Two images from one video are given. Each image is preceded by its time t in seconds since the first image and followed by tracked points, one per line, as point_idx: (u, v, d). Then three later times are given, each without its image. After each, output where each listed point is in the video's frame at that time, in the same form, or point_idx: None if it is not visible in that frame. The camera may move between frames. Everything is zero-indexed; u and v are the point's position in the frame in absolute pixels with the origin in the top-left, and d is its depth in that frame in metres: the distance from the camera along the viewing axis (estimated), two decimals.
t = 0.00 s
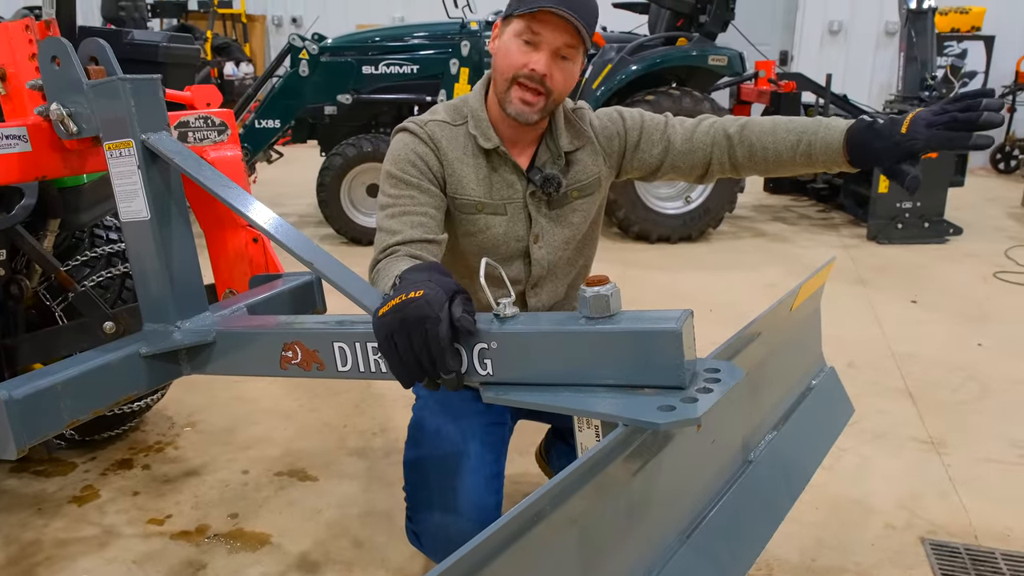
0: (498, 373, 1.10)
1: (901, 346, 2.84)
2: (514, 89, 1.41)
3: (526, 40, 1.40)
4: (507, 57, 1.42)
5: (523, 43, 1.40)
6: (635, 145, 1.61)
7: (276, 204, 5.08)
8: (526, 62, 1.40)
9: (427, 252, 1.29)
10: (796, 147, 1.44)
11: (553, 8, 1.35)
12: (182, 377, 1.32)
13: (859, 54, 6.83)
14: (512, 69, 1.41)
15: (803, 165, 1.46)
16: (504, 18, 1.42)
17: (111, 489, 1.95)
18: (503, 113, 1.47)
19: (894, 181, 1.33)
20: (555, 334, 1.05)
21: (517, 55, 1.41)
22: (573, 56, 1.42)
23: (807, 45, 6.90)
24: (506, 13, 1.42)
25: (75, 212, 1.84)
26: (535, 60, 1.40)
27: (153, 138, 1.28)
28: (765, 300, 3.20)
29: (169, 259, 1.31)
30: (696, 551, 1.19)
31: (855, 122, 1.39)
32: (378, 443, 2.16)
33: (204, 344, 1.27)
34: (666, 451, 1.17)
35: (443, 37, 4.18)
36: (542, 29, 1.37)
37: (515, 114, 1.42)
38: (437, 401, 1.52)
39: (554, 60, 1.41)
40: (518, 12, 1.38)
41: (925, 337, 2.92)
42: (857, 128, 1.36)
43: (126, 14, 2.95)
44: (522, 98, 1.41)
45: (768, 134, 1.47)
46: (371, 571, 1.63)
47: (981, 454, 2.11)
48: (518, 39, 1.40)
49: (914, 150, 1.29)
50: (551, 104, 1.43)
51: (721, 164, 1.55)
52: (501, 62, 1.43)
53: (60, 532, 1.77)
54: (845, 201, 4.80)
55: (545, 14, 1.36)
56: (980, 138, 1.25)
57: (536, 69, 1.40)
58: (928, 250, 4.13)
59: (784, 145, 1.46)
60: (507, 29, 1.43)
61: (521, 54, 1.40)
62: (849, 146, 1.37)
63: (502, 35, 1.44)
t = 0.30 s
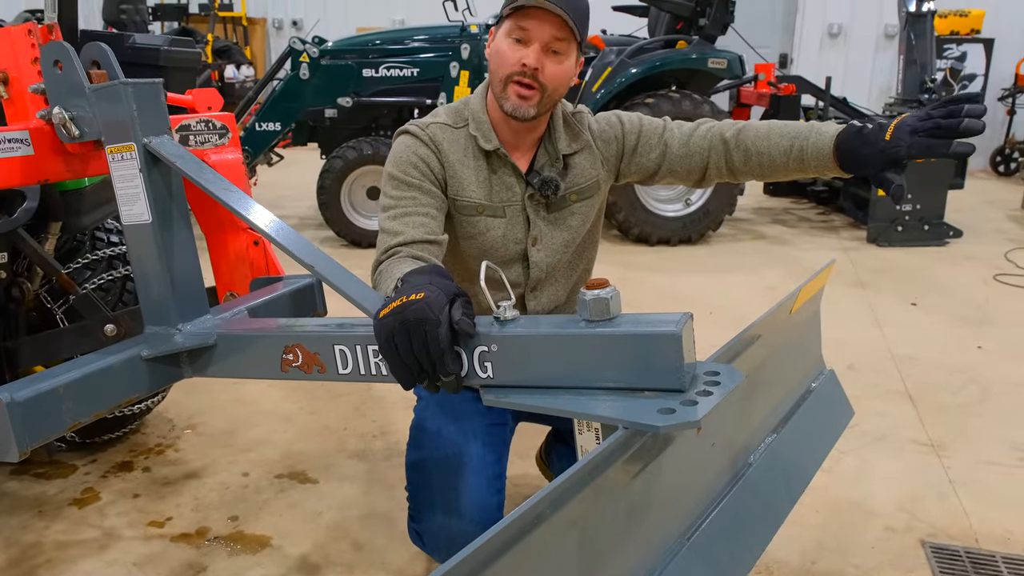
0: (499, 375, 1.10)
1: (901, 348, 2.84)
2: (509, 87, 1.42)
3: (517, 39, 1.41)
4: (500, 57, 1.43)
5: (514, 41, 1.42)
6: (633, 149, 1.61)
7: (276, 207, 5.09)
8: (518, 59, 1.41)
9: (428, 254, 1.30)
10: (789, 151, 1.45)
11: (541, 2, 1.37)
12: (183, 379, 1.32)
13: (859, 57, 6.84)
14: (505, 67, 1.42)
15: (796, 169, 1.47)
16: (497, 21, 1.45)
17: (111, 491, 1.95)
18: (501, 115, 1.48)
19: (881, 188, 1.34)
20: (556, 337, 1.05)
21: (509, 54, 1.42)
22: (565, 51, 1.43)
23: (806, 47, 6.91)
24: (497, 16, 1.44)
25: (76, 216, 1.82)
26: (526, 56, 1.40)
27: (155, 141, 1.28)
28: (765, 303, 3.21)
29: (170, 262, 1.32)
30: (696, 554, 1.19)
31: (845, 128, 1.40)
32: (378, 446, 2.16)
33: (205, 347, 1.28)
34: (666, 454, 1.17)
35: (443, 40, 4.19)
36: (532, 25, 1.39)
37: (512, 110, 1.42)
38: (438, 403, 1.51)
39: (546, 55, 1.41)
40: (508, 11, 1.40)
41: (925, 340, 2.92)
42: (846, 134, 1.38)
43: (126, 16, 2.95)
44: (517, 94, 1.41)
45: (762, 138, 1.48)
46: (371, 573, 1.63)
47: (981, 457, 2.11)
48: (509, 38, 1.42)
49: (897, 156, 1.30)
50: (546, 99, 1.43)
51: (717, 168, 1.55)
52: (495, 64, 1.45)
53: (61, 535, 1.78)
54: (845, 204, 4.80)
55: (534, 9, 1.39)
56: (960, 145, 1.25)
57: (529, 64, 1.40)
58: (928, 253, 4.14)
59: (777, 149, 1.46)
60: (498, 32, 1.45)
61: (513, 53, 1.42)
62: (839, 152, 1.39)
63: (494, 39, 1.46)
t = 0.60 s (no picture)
0: (499, 379, 1.10)
1: (901, 351, 2.84)
2: (514, 98, 1.42)
3: (521, 51, 1.40)
4: (504, 70, 1.42)
5: (518, 53, 1.40)
6: (630, 152, 1.62)
7: (277, 210, 5.09)
8: (523, 73, 1.40)
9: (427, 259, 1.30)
10: (779, 154, 1.46)
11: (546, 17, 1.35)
12: (183, 382, 1.32)
13: (858, 61, 6.85)
14: (510, 80, 1.42)
15: (785, 171, 1.47)
16: (496, 28, 1.42)
17: (112, 494, 1.95)
18: (503, 122, 1.48)
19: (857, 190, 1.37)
20: (556, 341, 1.05)
21: (512, 66, 1.41)
22: (568, 60, 1.43)
23: (806, 51, 6.92)
24: (497, 23, 1.42)
25: (78, 219, 1.82)
26: (530, 69, 1.40)
27: (156, 145, 1.28)
28: (765, 306, 3.21)
29: (170, 265, 1.32)
30: (695, 558, 1.19)
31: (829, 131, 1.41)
32: (378, 449, 2.17)
33: (205, 350, 1.28)
34: (666, 457, 1.17)
35: (443, 44, 4.22)
36: (536, 38, 1.38)
37: (518, 122, 1.43)
38: (437, 406, 1.52)
39: (551, 67, 1.41)
40: (512, 24, 1.38)
41: (925, 343, 2.92)
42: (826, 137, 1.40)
43: (127, 19, 2.95)
44: (522, 106, 1.42)
45: (754, 140, 1.48)
46: None
47: (981, 460, 2.11)
48: (513, 50, 1.40)
49: (870, 160, 1.32)
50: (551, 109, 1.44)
51: (713, 170, 1.56)
52: (497, 73, 1.44)
53: (61, 538, 1.78)
54: (844, 207, 4.81)
55: (538, 23, 1.37)
56: (927, 150, 1.26)
57: (533, 77, 1.40)
58: (928, 256, 4.14)
59: (767, 152, 1.47)
60: (499, 40, 1.43)
61: (517, 65, 1.41)
62: (822, 154, 1.40)
63: (495, 46, 1.45)
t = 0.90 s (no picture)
0: (498, 382, 1.10)
1: (899, 354, 2.85)
2: (542, 124, 1.43)
3: (550, 80, 1.39)
4: (531, 98, 1.40)
5: (547, 83, 1.39)
6: (632, 161, 1.63)
7: (277, 213, 5.10)
8: (552, 101, 1.40)
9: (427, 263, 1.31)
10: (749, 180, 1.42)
11: (585, 51, 1.36)
12: (183, 385, 1.32)
13: (858, 64, 6.87)
14: (537, 108, 1.41)
15: (753, 199, 1.43)
16: (520, 53, 1.38)
17: (112, 497, 1.95)
18: (520, 138, 1.48)
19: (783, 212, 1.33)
20: (555, 344, 1.06)
21: (542, 94, 1.39)
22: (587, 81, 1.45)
23: (806, 54, 6.94)
24: (522, 48, 1.37)
25: (78, 222, 1.84)
26: (561, 97, 1.41)
27: (157, 149, 1.29)
28: (764, 309, 3.22)
29: (171, 268, 1.32)
30: (695, 559, 1.19)
31: (789, 159, 1.37)
32: (378, 452, 2.17)
33: (205, 353, 1.28)
34: (665, 459, 1.18)
35: (443, 47, 4.22)
36: (572, 72, 1.37)
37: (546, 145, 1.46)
38: (437, 409, 1.52)
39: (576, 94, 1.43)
40: (547, 57, 1.35)
41: (924, 346, 2.93)
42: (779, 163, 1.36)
43: (127, 23, 2.96)
44: (551, 130, 1.44)
45: (734, 164, 1.46)
46: None
47: (980, 463, 2.11)
48: (542, 79, 1.38)
49: (802, 182, 1.28)
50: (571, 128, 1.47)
51: (699, 189, 1.54)
52: (521, 98, 1.41)
53: (61, 541, 1.78)
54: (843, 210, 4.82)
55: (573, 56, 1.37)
56: (847, 188, 1.20)
57: (563, 104, 1.42)
58: (927, 259, 4.15)
59: (739, 177, 1.44)
60: (522, 65, 1.39)
61: (546, 93, 1.40)
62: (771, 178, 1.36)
63: (514, 69, 1.40)
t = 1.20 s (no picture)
0: (497, 384, 1.11)
1: (897, 356, 2.86)
2: (549, 132, 1.44)
3: (560, 89, 1.40)
4: (541, 106, 1.41)
5: (557, 91, 1.40)
6: (623, 195, 1.66)
7: (277, 215, 5.11)
8: (561, 109, 1.42)
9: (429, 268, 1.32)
10: (702, 269, 1.51)
11: (597, 62, 1.38)
12: (185, 387, 1.32)
13: (856, 67, 6.89)
14: (546, 116, 1.42)
15: (708, 283, 1.51)
16: (532, 60, 1.39)
17: (112, 499, 1.96)
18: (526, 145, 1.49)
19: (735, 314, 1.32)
20: (554, 346, 1.07)
21: (550, 103, 1.41)
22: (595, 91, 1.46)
23: (804, 58, 6.95)
24: (533, 56, 1.39)
25: (80, 224, 1.84)
26: (570, 107, 1.42)
27: (160, 152, 1.29)
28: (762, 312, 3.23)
29: (172, 271, 1.33)
30: (692, 560, 1.20)
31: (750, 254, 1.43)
32: (378, 453, 2.18)
33: (207, 355, 1.29)
34: (662, 461, 1.19)
35: (443, 50, 4.22)
36: (582, 82, 1.38)
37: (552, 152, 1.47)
38: (437, 411, 1.52)
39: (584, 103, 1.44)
40: (559, 67, 1.37)
41: (921, 348, 2.94)
42: (737, 261, 1.40)
43: (128, 25, 2.97)
44: (557, 139, 1.45)
45: (696, 247, 1.54)
46: None
47: (977, 465, 2.12)
48: (552, 88, 1.39)
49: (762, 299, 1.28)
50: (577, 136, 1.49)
51: (658, 249, 1.62)
52: (530, 106, 1.42)
53: (62, 542, 1.78)
54: (842, 213, 4.83)
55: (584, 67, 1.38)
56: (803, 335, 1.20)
57: (572, 113, 1.43)
58: (925, 262, 4.16)
59: (701, 263, 1.51)
60: (533, 73, 1.40)
61: (556, 102, 1.41)
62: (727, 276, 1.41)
63: (524, 76, 1.41)
